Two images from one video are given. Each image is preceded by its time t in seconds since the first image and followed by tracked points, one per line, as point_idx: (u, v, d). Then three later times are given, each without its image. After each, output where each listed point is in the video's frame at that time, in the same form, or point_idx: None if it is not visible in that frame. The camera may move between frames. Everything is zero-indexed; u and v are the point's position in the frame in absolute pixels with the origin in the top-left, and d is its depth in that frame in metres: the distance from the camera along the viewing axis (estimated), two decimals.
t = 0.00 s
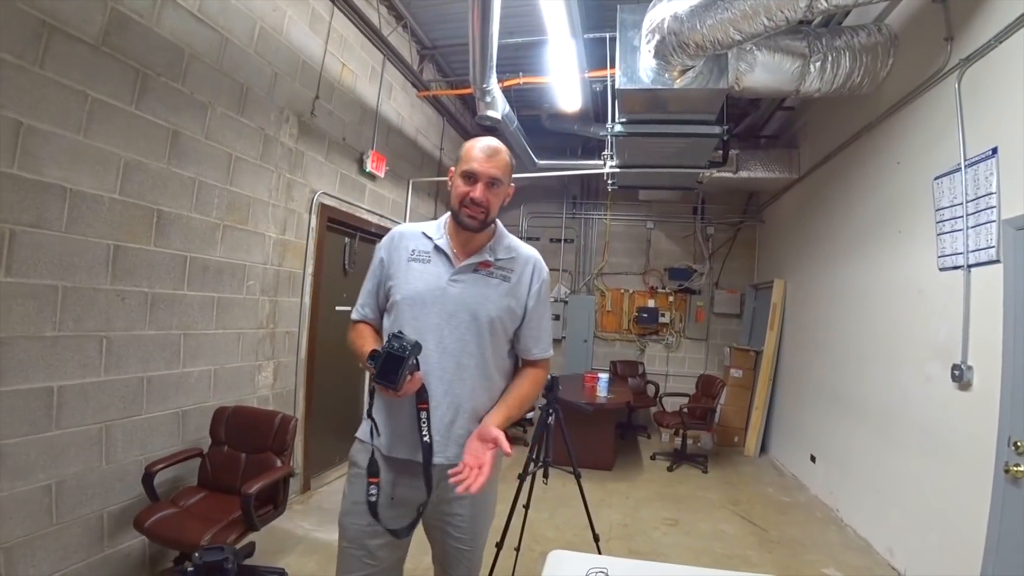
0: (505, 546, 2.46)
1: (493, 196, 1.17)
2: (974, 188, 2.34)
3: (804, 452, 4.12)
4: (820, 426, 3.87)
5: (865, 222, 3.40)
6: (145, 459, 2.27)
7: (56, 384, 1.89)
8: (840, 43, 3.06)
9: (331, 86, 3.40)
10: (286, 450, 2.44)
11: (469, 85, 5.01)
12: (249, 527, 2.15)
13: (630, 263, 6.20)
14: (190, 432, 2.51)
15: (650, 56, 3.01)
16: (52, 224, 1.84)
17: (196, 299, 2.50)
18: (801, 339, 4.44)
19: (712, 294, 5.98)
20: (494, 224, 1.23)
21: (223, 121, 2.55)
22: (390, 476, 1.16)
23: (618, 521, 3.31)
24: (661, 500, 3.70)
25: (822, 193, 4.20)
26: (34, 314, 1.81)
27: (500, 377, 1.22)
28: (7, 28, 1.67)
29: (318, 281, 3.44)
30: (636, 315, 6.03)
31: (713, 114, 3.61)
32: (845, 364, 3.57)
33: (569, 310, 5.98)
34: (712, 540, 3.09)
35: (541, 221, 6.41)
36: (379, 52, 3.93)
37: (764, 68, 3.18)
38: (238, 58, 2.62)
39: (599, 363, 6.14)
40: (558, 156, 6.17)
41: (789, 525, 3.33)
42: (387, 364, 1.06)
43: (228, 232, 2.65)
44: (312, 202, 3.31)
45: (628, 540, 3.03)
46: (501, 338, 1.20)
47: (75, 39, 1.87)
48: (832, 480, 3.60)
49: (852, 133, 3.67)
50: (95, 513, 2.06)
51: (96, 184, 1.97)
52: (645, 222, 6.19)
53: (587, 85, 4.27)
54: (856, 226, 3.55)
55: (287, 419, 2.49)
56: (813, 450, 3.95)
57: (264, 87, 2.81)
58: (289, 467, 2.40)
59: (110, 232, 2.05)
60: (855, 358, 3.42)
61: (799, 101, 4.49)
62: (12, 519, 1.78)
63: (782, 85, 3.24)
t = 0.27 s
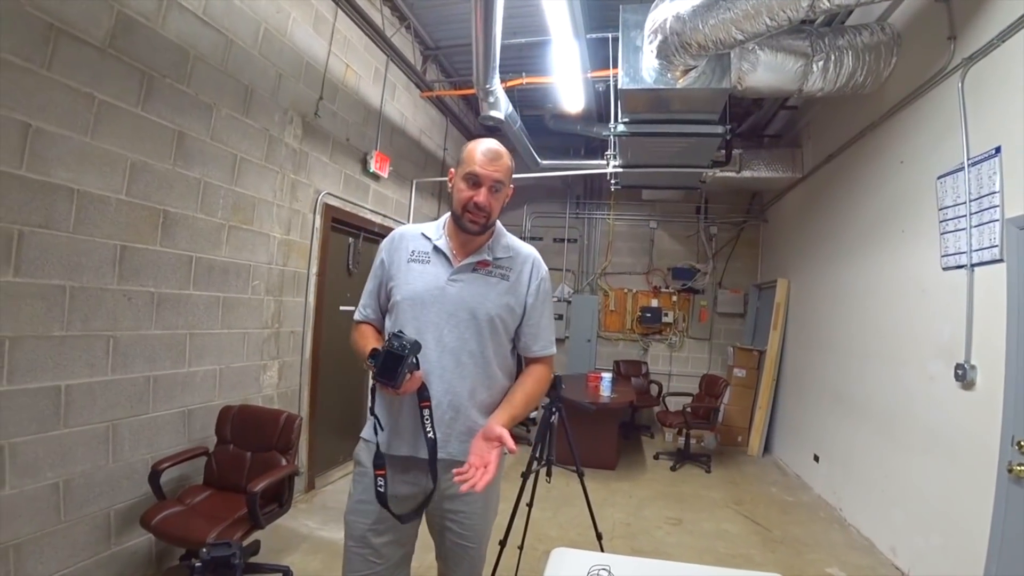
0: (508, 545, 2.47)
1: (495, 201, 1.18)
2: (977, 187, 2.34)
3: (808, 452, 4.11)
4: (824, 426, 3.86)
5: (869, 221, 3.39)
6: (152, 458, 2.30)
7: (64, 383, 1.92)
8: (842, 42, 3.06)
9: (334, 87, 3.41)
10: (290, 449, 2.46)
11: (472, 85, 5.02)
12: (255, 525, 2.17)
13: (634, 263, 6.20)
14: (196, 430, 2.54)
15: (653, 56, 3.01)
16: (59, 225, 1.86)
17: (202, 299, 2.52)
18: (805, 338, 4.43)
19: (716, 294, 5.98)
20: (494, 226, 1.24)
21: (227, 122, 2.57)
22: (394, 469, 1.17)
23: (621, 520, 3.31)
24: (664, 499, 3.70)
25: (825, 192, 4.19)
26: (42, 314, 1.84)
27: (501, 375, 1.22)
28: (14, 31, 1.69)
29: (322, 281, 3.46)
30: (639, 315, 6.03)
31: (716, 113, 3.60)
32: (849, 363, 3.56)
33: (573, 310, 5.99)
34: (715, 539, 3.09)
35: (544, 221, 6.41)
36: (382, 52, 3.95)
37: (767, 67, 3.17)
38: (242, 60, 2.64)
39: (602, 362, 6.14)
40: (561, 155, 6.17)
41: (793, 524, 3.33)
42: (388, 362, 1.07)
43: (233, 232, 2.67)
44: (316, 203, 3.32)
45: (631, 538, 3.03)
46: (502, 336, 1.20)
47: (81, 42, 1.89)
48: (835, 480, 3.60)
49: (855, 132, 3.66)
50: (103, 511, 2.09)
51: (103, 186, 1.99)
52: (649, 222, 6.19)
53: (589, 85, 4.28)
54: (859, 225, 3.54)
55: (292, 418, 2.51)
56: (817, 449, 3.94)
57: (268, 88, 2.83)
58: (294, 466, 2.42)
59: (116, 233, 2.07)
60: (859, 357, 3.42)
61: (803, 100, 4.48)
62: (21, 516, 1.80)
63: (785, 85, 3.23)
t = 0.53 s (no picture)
0: (511, 543, 2.47)
1: (481, 200, 1.20)
2: (978, 185, 2.34)
3: (809, 450, 4.12)
4: (825, 424, 3.87)
5: (870, 220, 3.40)
6: (156, 457, 2.31)
7: (70, 382, 1.93)
8: (844, 41, 3.06)
9: (337, 86, 3.42)
10: (294, 447, 2.47)
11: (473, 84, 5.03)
12: (260, 523, 2.19)
13: (635, 262, 6.20)
14: (200, 429, 2.55)
15: (654, 55, 3.01)
16: (64, 225, 1.87)
17: (206, 299, 2.53)
18: (806, 337, 4.44)
19: (717, 292, 5.98)
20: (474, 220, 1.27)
21: (231, 123, 2.58)
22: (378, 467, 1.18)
23: (623, 518, 3.32)
24: (666, 498, 3.71)
25: (827, 191, 4.20)
26: (48, 314, 1.85)
27: (490, 367, 1.23)
28: (22, 33, 1.71)
29: (325, 280, 3.47)
30: (640, 314, 6.03)
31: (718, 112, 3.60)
32: (850, 361, 3.57)
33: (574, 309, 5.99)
34: (717, 537, 3.10)
35: (545, 220, 6.42)
36: (384, 53, 3.96)
37: (768, 66, 3.18)
38: (246, 60, 2.65)
39: (604, 361, 6.15)
40: (563, 154, 6.17)
41: (794, 522, 3.34)
42: (380, 356, 1.07)
43: (237, 232, 2.69)
44: (319, 202, 3.33)
45: (633, 536, 3.04)
46: (487, 327, 1.21)
47: (87, 43, 1.90)
48: (837, 478, 3.60)
49: (857, 130, 3.66)
50: (109, 509, 2.10)
51: (108, 186, 2.01)
52: (650, 221, 6.20)
53: (591, 85, 4.28)
54: (860, 223, 3.54)
55: (296, 417, 2.52)
56: (818, 448, 3.95)
57: (271, 88, 2.84)
58: (298, 464, 2.43)
59: (121, 233, 2.08)
60: (860, 355, 3.42)
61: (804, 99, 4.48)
62: (29, 514, 1.82)
63: (786, 84, 3.24)
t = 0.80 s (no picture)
0: (512, 541, 2.48)
1: (464, 195, 1.19)
2: (978, 185, 2.35)
3: (808, 447, 4.14)
4: (825, 422, 3.88)
5: (870, 218, 3.40)
6: (158, 455, 2.32)
7: (72, 381, 1.93)
8: (844, 40, 3.06)
9: (338, 85, 3.42)
10: (296, 445, 2.48)
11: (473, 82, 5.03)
12: (263, 520, 2.21)
13: (635, 260, 6.21)
14: (202, 427, 2.56)
15: (655, 55, 3.02)
16: (67, 224, 1.87)
17: (208, 297, 2.53)
18: (806, 335, 4.45)
19: (717, 291, 5.99)
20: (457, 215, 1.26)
21: (233, 122, 2.58)
22: (372, 470, 1.18)
23: (623, 515, 3.34)
24: (665, 495, 3.73)
25: (827, 189, 4.20)
26: (50, 313, 1.85)
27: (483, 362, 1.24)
28: (25, 33, 1.71)
29: (326, 278, 3.48)
30: (640, 312, 6.05)
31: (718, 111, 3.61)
32: (849, 359, 3.58)
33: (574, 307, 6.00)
34: (716, 534, 3.11)
35: (545, 218, 6.42)
36: (385, 51, 3.96)
37: (769, 65, 3.19)
38: (247, 59, 2.65)
39: (604, 359, 6.17)
40: (563, 152, 6.17)
41: (793, 519, 3.36)
42: (377, 353, 1.07)
43: (238, 231, 2.69)
44: (320, 201, 3.33)
45: (633, 534, 3.06)
46: (479, 321, 1.21)
47: (89, 42, 1.90)
48: (835, 475, 3.62)
49: (857, 129, 3.67)
50: (111, 507, 2.11)
51: (110, 185, 2.01)
52: (650, 219, 6.20)
53: (591, 83, 4.28)
54: (860, 222, 3.55)
55: (297, 415, 2.53)
56: (817, 445, 3.97)
57: (272, 87, 2.84)
58: (300, 462, 2.44)
59: (124, 232, 2.08)
60: (859, 353, 3.43)
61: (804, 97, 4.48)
62: (32, 512, 1.82)
63: (786, 83, 3.24)
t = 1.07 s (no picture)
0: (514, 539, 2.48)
1: (493, 193, 1.12)
2: (972, 179, 2.37)
3: (806, 442, 4.16)
4: (822, 417, 3.90)
5: (866, 213, 3.42)
6: (158, 457, 2.31)
7: (70, 384, 1.92)
8: (839, 36, 3.07)
9: (333, 84, 3.41)
10: (296, 445, 2.48)
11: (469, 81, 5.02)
12: (263, 522, 2.21)
13: (632, 257, 6.22)
14: (201, 429, 2.55)
15: (651, 52, 3.02)
16: (63, 226, 1.86)
17: (205, 299, 2.53)
18: (803, 330, 4.47)
19: (714, 287, 6.01)
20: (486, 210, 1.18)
21: (229, 122, 2.57)
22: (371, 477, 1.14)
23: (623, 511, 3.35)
24: (664, 491, 3.74)
25: (822, 185, 4.22)
26: (47, 316, 1.84)
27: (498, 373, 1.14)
28: (19, 33, 1.70)
29: (323, 278, 3.47)
30: (638, 309, 6.06)
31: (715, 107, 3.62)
32: (846, 353, 3.60)
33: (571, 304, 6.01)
34: (716, 529, 3.13)
35: (542, 216, 6.43)
36: (380, 50, 3.94)
37: (764, 62, 3.20)
38: (242, 59, 2.64)
39: (602, 356, 6.18)
40: (559, 150, 6.17)
41: (792, 513, 3.38)
42: (382, 353, 1.03)
43: (235, 231, 2.68)
44: (316, 200, 3.32)
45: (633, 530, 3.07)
46: (497, 330, 1.12)
47: (83, 42, 1.89)
48: (833, 469, 3.65)
49: (852, 124, 3.68)
50: (111, 510, 2.10)
51: (105, 186, 2.00)
52: (646, 216, 6.21)
53: (587, 80, 4.28)
54: (856, 217, 3.57)
55: (297, 415, 2.52)
56: (815, 440, 3.99)
57: (268, 87, 2.83)
58: (300, 462, 2.44)
59: (120, 233, 2.07)
60: (856, 347, 3.45)
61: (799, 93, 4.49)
62: (31, 516, 1.81)
63: (782, 79, 3.26)
